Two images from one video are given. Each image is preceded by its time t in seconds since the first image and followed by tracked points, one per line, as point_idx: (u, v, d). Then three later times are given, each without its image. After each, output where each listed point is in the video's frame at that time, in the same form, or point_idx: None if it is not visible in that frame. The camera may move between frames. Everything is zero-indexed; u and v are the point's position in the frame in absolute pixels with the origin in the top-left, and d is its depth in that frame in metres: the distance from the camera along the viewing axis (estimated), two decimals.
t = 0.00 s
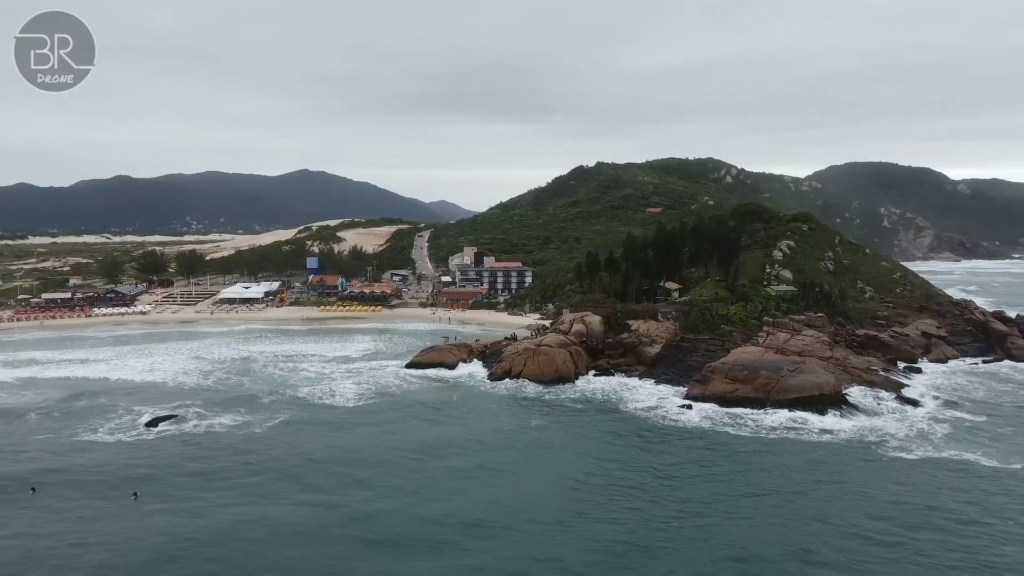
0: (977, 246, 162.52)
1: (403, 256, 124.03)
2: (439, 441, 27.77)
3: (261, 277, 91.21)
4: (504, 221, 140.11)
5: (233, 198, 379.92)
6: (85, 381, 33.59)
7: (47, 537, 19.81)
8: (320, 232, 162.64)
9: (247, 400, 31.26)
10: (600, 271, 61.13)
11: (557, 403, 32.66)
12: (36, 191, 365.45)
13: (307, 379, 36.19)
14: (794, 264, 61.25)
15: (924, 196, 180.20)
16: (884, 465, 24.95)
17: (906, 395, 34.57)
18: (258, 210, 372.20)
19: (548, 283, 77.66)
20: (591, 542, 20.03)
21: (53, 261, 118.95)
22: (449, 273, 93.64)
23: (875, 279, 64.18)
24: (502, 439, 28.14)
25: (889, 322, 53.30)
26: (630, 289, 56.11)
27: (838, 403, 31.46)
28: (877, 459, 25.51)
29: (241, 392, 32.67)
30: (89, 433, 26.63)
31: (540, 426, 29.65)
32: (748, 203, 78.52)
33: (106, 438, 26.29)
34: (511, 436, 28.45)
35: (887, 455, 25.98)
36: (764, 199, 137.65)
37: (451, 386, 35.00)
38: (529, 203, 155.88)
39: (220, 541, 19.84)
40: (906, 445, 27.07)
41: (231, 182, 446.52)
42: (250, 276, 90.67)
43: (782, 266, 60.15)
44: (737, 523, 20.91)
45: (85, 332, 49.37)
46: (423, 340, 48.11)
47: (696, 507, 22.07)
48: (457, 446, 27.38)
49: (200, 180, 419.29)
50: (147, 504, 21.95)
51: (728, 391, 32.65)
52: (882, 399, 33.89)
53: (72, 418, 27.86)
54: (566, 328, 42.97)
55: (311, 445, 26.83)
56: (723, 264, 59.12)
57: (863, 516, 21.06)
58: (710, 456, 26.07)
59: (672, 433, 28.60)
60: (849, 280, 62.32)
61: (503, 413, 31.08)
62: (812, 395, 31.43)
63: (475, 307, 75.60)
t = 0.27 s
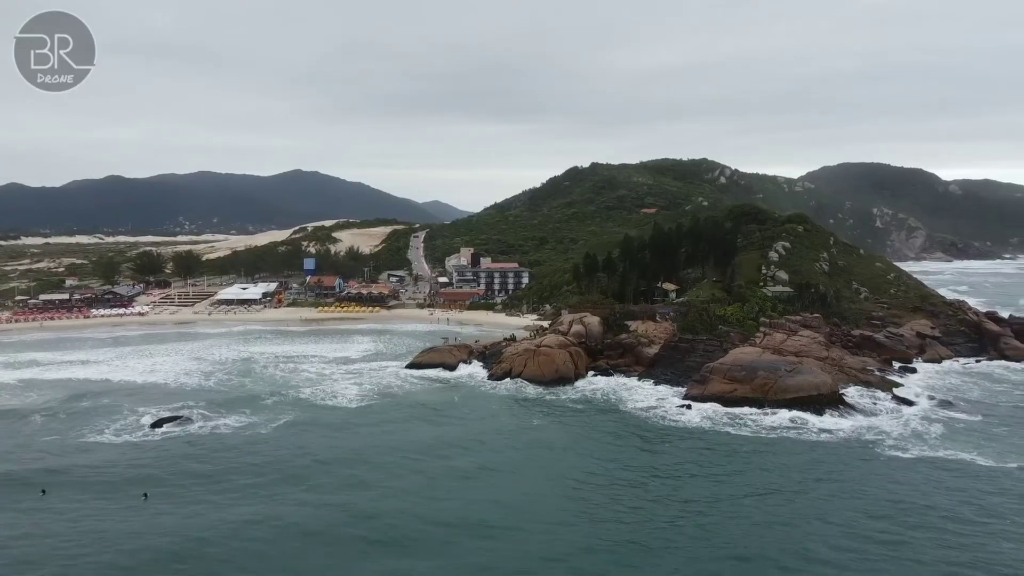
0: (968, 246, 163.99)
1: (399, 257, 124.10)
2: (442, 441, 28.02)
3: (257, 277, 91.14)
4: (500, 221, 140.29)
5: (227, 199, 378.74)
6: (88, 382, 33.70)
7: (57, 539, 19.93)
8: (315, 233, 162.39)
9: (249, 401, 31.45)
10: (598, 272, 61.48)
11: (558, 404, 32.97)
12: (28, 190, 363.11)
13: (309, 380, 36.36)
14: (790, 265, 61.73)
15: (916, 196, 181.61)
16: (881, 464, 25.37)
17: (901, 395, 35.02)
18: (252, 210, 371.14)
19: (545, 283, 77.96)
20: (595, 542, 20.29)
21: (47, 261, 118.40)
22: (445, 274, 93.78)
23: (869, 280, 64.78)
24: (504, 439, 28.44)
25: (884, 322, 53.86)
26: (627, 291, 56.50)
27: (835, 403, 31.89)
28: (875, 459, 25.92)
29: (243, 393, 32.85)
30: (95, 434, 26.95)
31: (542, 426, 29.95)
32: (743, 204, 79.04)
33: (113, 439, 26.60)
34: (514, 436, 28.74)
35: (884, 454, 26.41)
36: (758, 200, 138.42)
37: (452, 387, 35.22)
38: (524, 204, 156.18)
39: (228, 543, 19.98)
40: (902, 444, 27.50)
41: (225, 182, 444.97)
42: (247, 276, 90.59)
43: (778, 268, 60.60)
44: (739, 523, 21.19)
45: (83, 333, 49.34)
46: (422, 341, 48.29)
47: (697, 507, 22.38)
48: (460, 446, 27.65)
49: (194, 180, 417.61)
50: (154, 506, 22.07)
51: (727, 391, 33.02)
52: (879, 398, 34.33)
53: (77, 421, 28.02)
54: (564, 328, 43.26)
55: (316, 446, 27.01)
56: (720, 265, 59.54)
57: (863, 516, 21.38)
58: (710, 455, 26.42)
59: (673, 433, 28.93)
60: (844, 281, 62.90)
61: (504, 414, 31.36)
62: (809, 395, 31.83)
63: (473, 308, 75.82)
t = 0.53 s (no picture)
0: (961, 247, 165.41)
1: (395, 257, 124.18)
2: (446, 441, 28.27)
3: (254, 278, 91.13)
4: (495, 222, 140.46)
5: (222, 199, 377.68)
6: (91, 384, 33.78)
7: (67, 540, 20.06)
8: (311, 233, 162.34)
9: (253, 402, 31.63)
10: (596, 273, 61.82)
11: (559, 404, 33.27)
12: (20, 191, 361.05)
13: (311, 380, 36.54)
14: (786, 266, 62.22)
15: (908, 197, 182.93)
16: (879, 464, 25.77)
17: (898, 395, 35.45)
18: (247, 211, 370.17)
19: (542, 284, 78.26)
20: (600, 541, 20.57)
21: (42, 262, 117.94)
22: (443, 275, 93.96)
23: (865, 281, 65.36)
24: (507, 439, 28.71)
25: (880, 323, 54.44)
26: (625, 292, 56.89)
27: (832, 403, 32.29)
28: (873, 458, 26.32)
29: (246, 394, 33.03)
30: (102, 435, 27.17)
31: (545, 426, 30.25)
32: (739, 205, 79.54)
33: (119, 440, 26.80)
34: (517, 436, 29.02)
35: (882, 454, 26.81)
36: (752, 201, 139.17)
37: (453, 388, 35.47)
38: (520, 205, 156.48)
39: (237, 544, 20.16)
40: (900, 444, 27.91)
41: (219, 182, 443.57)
42: (244, 277, 90.57)
43: (774, 269, 61.04)
44: (742, 522, 21.51)
45: (82, 334, 49.35)
46: (421, 342, 48.51)
47: (701, 506, 22.69)
48: (464, 446, 27.91)
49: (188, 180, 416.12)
50: (163, 508, 22.21)
51: (726, 391, 33.41)
52: (875, 398, 34.76)
53: (82, 423, 28.17)
54: (564, 329, 43.56)
55: (320, 447, 27.19)
56: (717, 266, 59.98)
57: (863, 516, 21.73)
58: (711, 455, 26.76)
59: (674, 433, 29.27)
60: (840, 282, 63.46)
61: (506, 414, 31.64)
62: (807, 395, 32.22)
63: (470, 309, 76.06)
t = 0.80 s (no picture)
0: (955, 247, 166.62)
1: (393, 258, 124.26)
2: (451, 442, 28.53)
3: (253, 279, 91.12)
4: (493, 223, 140.63)
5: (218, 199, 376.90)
6: (96, 385, 33.92)
7: (79, 540, 20.23)
8: (308, 234, 162.14)
9: (258, 403, 31.85)
10: (596, 274, 62.11)
11: (562, 404, 33.56)
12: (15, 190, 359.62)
13: (314, 381, 36.74)
14: (784, 267, 62.63)
15: (903, 198, 183.96)
16: (879, 463, 26.13)
17: (896, 395, 35.83)
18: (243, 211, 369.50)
19: (541, 285, 78.51)
20: (607, 540, 20.85)
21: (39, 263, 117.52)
22: (441, 276, 94.16)
23: (862, 282, 65.83)
24: (512, 439, 28.98)
25: (877, 323, 54.91)
26: (624, 293, 57.24)
27: (831, 403, 32.65)
28: (872, 458, 26.68)
29: (251, 394, 33.22)
30: (110, 435, 27.38)
31: (548, 426, 30.53)
32: (737, 206, 79.97)
33: (127, 441, 27.01)
34: (521, 437, 29.29)
35: (882, 453, 27.18)
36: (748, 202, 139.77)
37: (457, 388, 35.68)
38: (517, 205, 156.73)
39: (248, 544, 20.35)
40: (898, 444, 28.29)
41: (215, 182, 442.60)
42: (243, 278, 90.58)
43: (772, 270, 61.45)
44: (746, 522, 21.80)
45: (83, 335, 49.40)
46: (422, 342, 48.72)
47: (705, 506, 22.98)
48: (469, 446, 28.17)
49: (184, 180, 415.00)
50: (173, 508, 22.42)
51: (726, 392, 33.76)
52: (874, 399, 35.15)
53: (90, 424, 28.36)
54: (564, 330, 43.84)
55: (327, 448, 27.37)
56: (715, 267, 60.35)
57: (865, 515, 22.03)
58: (714, 455, 27.08)
59: (676, 433, 29.58)
60: (837, 282, 63.93)
61: (510, 414, 31.89)
62: (807, 395, 32.58)
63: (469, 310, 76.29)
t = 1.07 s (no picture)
0: (950, 248, 167.63)
1: (392, 258, 124.48)
2: (457, 442, 28.82)
3: (253, 279, 91.31)
4: (491, 223, 140.90)
5: (215, 200, 376.56)
6: (102, 385, 34.10)
7: (92, 540, 20.40)
8: (307, 234, 162.26)
9: (264, 403, 32.11)
10: (596, 275, 62.44)
11: (565, 405, 33.85)
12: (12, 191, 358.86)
13: (318, 381, 37.00)
14: (783, 268, 63.01)
15: (899, 198, 184.87)
16: (881, 463, 26.48)
17: (896, 396, 36.18)
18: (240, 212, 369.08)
19: (540, 286, 78.87)
20: (615, 540, 21.10)
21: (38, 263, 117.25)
22: (440, 276, 94.40)
23: (860, 283, 66.28)
24: (517, 439, 29.28)
25: (875, 324, 55.38)
26: (625, 294, 57.62)
27: (832, 403, 33.01)
28: (874, 457, 27.04)
29: (257, 394, 33.47)
30: (119, 436, 27.60)
31: (553, 425, 30.85)
32: (736, 207, 80.30)
33: (136, 441, 27.23)
34: (526, 437, 29.58)
35: (882, 453, 27.56)
36: (745, 202, 140.45)
37: (461, 389, 35.93)
38: (515, 206, 157.03)
39: (261, 543, 20.63)
40: (900, 444, 28.66)
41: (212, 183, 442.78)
42: (243, 278, 90.79)
43: (771, 271, 61.88)
44: (752, 521, 22.07)
45: (87, 336, 49.58)
46: (425, 343, 48.99)
47: (711, 505, 23.24)
48: (475, 446, 28.46)
49: (181, 181, 414.61)
50: (185, 507, 22.69)
51: (727, 392, 34.12)
52: (874, 399, 35.54)
53: (98, 425, 28.61)
54: (566, 331, 44.15)
55: (334, 449, 27.57)
56: (715, 269, 60.63)
57: (870, 515, 22.30)
58: (717, 455, 27.43)
59: (680, 433, 29.89)
60: (835, 283, 64.37)
61: (514, 414, 32.19)
62: (808, 395, 32.92)
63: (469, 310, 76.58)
